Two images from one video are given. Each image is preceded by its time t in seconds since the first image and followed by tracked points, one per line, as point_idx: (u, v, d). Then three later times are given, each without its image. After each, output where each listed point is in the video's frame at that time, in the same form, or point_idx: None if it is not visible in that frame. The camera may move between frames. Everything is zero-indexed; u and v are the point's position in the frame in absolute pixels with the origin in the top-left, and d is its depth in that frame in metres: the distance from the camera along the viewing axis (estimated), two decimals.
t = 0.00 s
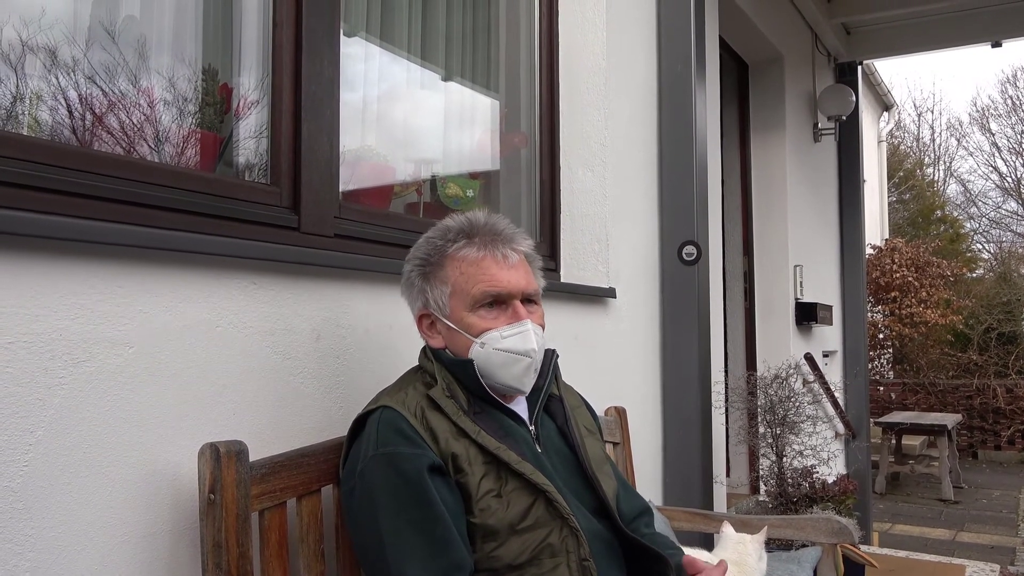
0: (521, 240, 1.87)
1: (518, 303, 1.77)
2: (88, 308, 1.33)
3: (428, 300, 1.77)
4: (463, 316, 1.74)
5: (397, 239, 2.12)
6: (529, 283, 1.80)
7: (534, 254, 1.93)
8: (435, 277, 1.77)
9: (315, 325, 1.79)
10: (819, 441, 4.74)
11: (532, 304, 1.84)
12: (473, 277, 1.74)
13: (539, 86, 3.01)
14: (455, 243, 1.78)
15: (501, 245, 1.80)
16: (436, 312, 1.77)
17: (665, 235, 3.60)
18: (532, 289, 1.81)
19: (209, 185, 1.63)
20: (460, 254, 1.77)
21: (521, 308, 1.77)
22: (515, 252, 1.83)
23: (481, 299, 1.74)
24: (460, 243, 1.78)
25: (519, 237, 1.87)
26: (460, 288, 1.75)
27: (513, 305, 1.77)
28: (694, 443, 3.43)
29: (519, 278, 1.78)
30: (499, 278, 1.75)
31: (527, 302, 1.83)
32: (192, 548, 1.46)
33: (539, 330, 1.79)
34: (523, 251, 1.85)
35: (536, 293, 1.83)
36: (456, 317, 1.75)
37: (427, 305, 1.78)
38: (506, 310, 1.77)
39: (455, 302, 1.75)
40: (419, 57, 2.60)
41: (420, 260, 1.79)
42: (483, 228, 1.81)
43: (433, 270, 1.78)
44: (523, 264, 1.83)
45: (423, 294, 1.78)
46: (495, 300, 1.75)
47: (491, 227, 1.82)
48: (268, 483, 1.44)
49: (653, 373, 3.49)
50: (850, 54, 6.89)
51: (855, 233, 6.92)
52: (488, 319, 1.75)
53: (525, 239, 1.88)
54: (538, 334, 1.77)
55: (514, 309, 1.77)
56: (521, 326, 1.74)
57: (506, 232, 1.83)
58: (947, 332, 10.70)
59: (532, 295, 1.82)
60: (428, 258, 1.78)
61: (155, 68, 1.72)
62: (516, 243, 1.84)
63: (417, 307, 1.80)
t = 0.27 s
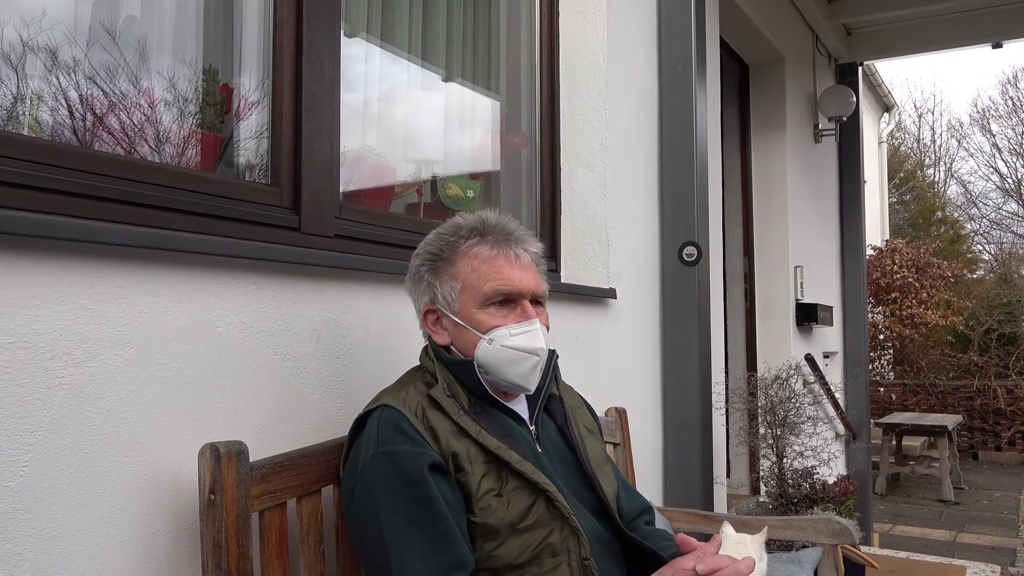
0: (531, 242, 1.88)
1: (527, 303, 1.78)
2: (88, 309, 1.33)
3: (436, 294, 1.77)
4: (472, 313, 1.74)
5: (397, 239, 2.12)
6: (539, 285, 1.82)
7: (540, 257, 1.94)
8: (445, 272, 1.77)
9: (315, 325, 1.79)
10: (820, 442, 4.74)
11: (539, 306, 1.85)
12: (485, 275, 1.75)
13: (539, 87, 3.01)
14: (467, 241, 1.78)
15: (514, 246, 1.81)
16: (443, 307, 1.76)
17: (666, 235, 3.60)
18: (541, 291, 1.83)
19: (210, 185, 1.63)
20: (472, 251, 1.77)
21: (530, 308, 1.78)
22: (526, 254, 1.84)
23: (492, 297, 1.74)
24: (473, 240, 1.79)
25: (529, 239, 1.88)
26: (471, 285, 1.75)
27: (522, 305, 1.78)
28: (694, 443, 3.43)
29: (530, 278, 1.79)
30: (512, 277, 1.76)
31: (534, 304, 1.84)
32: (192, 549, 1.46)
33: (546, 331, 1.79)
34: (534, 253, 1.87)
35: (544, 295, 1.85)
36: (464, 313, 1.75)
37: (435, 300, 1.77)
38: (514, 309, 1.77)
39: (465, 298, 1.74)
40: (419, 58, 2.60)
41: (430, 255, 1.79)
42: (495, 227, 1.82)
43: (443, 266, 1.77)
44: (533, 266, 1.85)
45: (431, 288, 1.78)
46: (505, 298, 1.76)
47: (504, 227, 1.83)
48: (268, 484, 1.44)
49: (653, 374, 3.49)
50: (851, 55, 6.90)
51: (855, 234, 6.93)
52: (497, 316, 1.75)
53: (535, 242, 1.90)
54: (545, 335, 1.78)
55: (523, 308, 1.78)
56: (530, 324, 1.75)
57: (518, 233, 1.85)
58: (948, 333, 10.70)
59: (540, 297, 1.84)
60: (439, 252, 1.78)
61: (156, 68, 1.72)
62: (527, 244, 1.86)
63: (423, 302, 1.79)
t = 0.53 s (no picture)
0: (533, 242, 1.88)
1: (530, 302, 1.79)
2: (88, 310, 1.33)
3: (439, 294, 1.77)
4: (476, 312, 1.74)
5: (397, 240, 2.12)
6: (541, 284, 1.82)
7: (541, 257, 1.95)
8: (448, 272, 1.77)
9: (315, 325, 1.79)
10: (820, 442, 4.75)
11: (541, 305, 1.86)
12: (488, 274, 1.75)
13: (538, 87, 3.01)
14: (470, 240, 1.79)
15: (516, 246, 1.82)
16: (446, 308, 1.76)
17: (666, 235, 3.60)
18: (543, 291, 1.83)
19: (209, 186, 1.63)
20: (475, 251, 1.77)
21: (534, 307, 1.78)
22: (528, 254, 1.84)
23: (496, 296, 1.74)
24: (476, 240, 1.79)
25: (531, 239, 1.89)
26: (475, 284, 1.75)
27: (526, 304, 1.78)
28: (695, 443, 3.43)
29: (533, 277, 1.80)
30: (515, 277, 1.76)
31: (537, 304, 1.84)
32: (192, 550, 1.46)
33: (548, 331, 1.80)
34: (535, 253, 1.87)
35: (547, 295, 1.86)
36: (469, 313, 1.74)
37: (438, 300, 1.77)
38: (518, 308, 1.78)
39: (469, 298, 1.74)
40: (419, 58, 2.60)
41: (432, 255, 1.79)
42: (498, 227, 1.82)
43: (446, 266, 1.77)
44: (535, 266, 1.85)
45: (435, 288, 1.78)
46: (509, 297, 1.76)
47: (506, 227, 1.83)
48: (268, 484, 1.44)
49: (653, 374, 3.49)
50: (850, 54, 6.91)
51: (855, 233, 6.93)
52: (502, 316, 1.75)
53: (536, 242, 1.91)
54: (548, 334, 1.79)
55: (527, 308, 1.78)
56: (534, 324, 1.75)
57: (520, 233, 1.85)
58: (948, 333, 10.71)
59: (542, 296, 1.84)
60: (442, 252, 1.78)
61: (156, 70, 1.72)
62: (529, 244, 1.87)
63: (426, 302, 1.79)
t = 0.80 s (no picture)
0: (526, 240, 1.88)
1: (525, 302, 1.78)
2: (88, 310, 1.33)
3: (434, 299, 1.77)
4: (472, 315, 1.74)
5: (397, 240, 2.12)
6: (535, 283, 1.82)
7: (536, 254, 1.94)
8: (442, 275, 1.77)
9: (315, 325, 1.79)
10: (820, 442, 4.75)
11: (536, 304, 1.85)
12: (482, 277, 1.75)
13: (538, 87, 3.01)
14: (462, 242, 1.78)
15: (509, 246, 1.81)
16: (442, 311, 1.76)
17: (666, 235, 3.60)
18: (537, 289, 1.83)
19: (210, 186, 1.63)
20: (467, 253, 1.77)
21: (529, 307, 1.78)
22: (521, 253, 1.83)
23: (490, 299, 1.74)
24: (468, 242, 1.78)
25: (524, 238, 1.88)
26: (469, 287, 1.74)
27: (521, 305, 1.78)
28: (695, 443, 3.43)
29: (526, 277, 1.79)
30: (509, 278, 1.76)
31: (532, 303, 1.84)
32: (192, 550, 1.46)
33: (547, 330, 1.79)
34: (529, 251, 1.86)
35: (541, 293, 1.85)
36: (464, 316, 1.75)
37: (433, 304, 1.77)
38: (513, 309, 1.77)
39: (464, 301, 1.74)
40: (419, 58, 2.60)
41: (426, 259, 1.79)
42: (490, 227, 1.81)
43: (440, 269, 1.77)
44: (529, 265, 1.84)
45: (429, 293, 1.78)
46: (503, 299, 1.76)
47: (498, 227, 1.83)
48: (269, 484, 1.44)
49: (654, 374, 3.49)
50: (850, 54, 6.91)
51: (855, 233, 6.93)
52: (497, 318, 1.75)
53: (529, 240, 1.89)
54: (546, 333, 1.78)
55: (523, 308, 1.78)
56: (530, 324, 1.75)
57: (512, 232, 1.84)
58: (948, 333, 10.71)
59: (538, 295, 1.84)
60: (434, 257, 1.78)
61: (156, 70, 1.72)
62: (522, 242, 1.86)
63: (422, 306, 1.79)
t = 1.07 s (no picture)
0: (516, 240, 1.86)
1: (515, 304, 1.77)
2: (87, 311, 1.33)
3: (425, 303, 1.77)
4: (462, 320, 1.74)
5: (397, 241, 2.12)
6: (525, 284, 1.80)
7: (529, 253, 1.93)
8: (431, 280, 1.77)
9: (314, 326, 1.79)
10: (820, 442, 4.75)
11: (529, 304, 1.84)
12: (470, 281, 1.74)
13: (538, 87, 3.01)
14: (450, 246, 1.78)
15: (497, 247, 1.80)
16: (433, 316, 1.76)
17: (666, 235, 3.60)
18: (528, 289, 1.81)
19: (209, 187, 1.63)
20: (455, 257, 1.76)
21: (519, 309, 1.77)
22: (510, 254, 1.82)
23: (479, 302, 1.74)
24: (455, 245, 1.78)
25: (513, 238, 1.86)
26: (457, 292, 1.74)
27: (511, 307, 1.77)
28: (695, 443, 3.43)
29: (516, 278, 1.78)
30: (497, 281, 1.75)
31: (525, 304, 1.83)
32: (193, 550, 1.46)
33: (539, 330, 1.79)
34: (518, 251, 1.85)
35: (533, 293, 1.84)
36: (455, 320, 1.75)
37: (425, 309, 1.78)
38: (504, 312, 1.77)
39: (453, 306, 1.74)
40: (418, 59, 2.60)
41: (415, 264, 1.79)
42: (478, 229, 1.81)
43: (429, 274, 1.77)
44: (520, 265, 1.82)
45: (420, 297, 1.78)
46: (493, 302, 1.75)
47: (486, 229, 1.82)
48: (268, 485, 1.44)
49: (654, 374, 3.49)
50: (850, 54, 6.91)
51: (855, 233, 6.93)
52: (486, 321, 1.75)
53: (519, 239, 1.88)
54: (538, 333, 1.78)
55: (514, 311, 1.77)
56: (520, 327, 1.74)
57: (501, 233, 1.83)
58: (948, 333, 10.71)
59: (529, 296, 1.83)
60: (423, 262, 1.78)
61: (155, 71, 1.72)
62: (512, 243, 1.84)
63: (414, 311, 1.80)
